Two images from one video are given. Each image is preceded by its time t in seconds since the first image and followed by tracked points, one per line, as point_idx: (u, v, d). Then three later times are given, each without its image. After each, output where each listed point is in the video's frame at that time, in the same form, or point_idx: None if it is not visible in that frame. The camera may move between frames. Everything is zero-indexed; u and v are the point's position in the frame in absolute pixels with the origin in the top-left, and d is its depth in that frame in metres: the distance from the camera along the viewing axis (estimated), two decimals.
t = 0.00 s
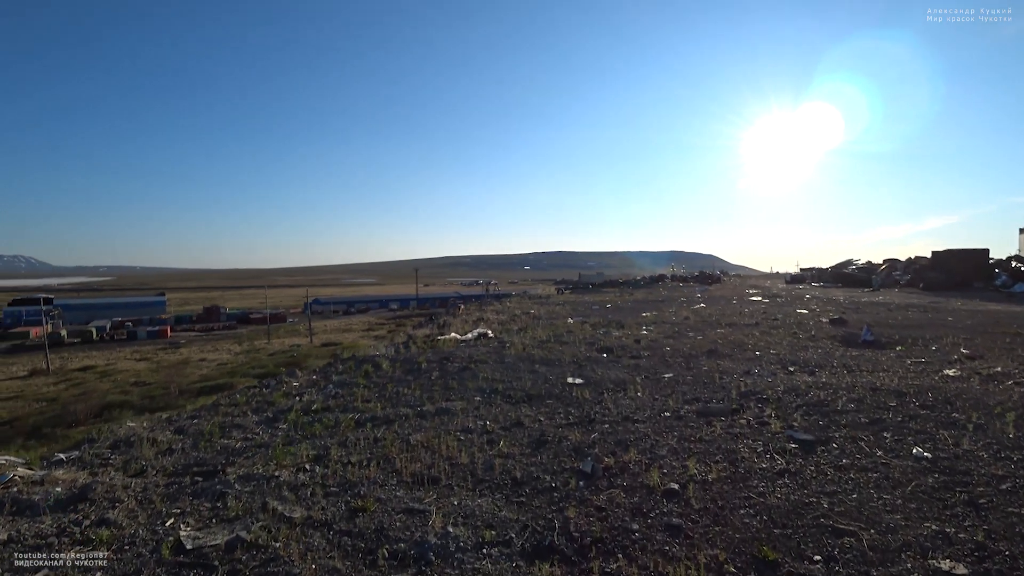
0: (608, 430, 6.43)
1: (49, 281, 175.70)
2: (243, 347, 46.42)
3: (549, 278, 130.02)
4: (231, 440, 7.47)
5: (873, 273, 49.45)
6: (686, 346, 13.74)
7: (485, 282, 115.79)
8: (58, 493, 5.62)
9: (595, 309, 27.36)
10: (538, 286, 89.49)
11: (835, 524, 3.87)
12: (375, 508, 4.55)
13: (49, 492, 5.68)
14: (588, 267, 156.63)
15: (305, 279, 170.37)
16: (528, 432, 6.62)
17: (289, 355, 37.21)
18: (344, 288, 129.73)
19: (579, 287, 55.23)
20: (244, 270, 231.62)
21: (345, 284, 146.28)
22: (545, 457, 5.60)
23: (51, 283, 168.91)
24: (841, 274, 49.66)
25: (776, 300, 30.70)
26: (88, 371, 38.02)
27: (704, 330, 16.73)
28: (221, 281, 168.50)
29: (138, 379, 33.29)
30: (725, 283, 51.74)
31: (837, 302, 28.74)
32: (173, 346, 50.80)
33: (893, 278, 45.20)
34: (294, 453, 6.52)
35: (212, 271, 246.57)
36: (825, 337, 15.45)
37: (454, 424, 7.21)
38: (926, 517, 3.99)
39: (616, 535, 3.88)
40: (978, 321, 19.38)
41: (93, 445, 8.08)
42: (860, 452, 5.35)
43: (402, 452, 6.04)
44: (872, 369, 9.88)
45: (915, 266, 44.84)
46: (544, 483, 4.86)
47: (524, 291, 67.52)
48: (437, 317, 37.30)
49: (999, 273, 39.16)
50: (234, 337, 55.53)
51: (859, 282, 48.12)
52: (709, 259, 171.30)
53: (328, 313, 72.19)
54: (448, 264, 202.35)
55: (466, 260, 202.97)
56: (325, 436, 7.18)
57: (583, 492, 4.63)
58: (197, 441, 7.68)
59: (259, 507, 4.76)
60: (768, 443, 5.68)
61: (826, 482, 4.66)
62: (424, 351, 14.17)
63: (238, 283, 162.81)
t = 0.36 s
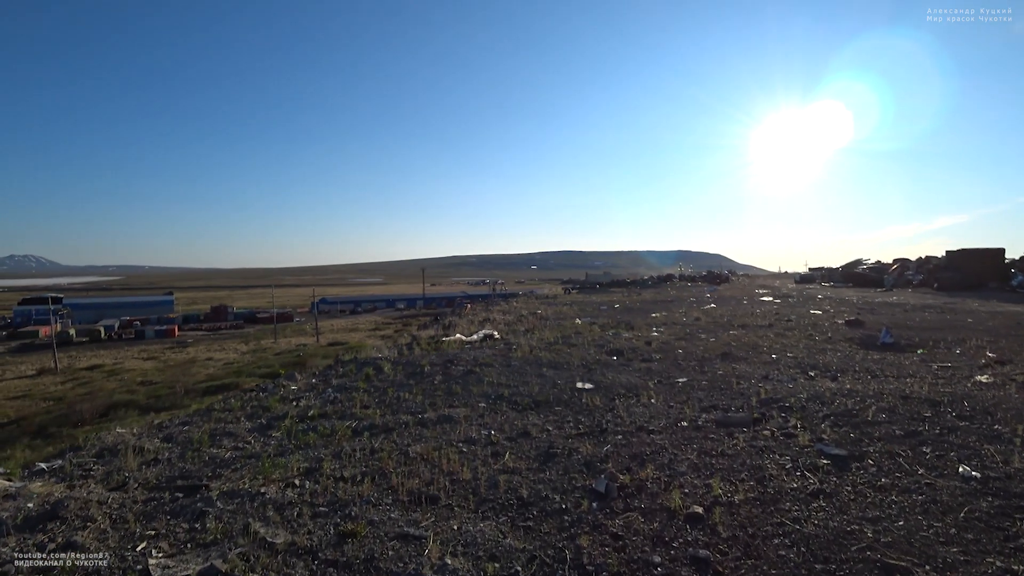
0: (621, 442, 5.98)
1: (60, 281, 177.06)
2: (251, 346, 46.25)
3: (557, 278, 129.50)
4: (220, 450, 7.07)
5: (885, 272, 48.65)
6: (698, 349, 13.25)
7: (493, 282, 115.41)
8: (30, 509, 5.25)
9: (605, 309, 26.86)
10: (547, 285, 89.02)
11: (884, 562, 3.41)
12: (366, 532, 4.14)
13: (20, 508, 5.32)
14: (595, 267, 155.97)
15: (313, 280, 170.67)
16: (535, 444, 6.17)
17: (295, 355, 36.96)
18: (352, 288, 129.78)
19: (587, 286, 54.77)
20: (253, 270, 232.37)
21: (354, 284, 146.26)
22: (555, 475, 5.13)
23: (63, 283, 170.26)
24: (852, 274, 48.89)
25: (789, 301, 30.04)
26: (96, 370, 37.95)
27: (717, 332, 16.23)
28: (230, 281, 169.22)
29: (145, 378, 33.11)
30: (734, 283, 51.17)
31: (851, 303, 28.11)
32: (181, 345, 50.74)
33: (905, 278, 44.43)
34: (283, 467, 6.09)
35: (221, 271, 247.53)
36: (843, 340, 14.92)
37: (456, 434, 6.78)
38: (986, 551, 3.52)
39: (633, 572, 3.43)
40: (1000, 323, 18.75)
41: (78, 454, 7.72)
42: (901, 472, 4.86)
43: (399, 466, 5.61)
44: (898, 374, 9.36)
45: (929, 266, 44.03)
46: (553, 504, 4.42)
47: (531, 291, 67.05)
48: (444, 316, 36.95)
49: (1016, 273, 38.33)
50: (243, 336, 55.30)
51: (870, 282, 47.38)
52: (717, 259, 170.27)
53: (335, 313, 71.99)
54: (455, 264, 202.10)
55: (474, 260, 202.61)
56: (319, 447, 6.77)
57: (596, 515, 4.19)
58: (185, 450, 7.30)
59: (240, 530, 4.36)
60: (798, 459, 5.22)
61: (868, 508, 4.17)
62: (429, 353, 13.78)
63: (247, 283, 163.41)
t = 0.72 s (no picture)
0: (634, 450, 5.41)
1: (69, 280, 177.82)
2: (256, 345, 45.88)
3: (563, 277, 128.91)
4: (197, 456, 6.54)
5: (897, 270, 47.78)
6: (710, 347, 12.66)
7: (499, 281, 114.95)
8: None
9: (612, 308, 26.28)
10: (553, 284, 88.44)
11: None
12: (341, 557, 3.60)
13: None
14: (601, 266, 155.21)
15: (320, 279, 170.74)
16: (537, 452, 5.60)
17: (299, 353, 36.55)
18: (358, 287, 129.59)
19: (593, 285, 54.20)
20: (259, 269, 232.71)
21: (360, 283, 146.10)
22: (560, 488, 4.58)
23: (71, 282, 170.84)
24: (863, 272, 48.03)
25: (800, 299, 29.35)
26: (100, 368, 37.67)
27: (728, 331, 15.62)
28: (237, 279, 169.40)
29: (148, 376, 32.76)
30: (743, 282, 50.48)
31: (864, 301, 27.40)
32: (186, 343, 50.46)
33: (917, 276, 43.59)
34: (259, 476, 5.54)
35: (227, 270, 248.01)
36: (861, 338, 14.27)
37: (452, 439, 6.23)
38: None
39: None
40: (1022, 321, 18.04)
41: (48, 459, 7.21)
42: (952, 485, 4.28)
43: (386, 476, 5.06)
44: (926, 375, 8.76)
45: (942, 263, 43.21)
46: (557, 524, 3.87)
47: (538, 289, 66.50)
48: (449, 315, 36.43)
49: None
50: (247, 335, 54.93)
51: (880, 280, 46.59)
52: (723, 258, 169.22)
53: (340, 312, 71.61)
54: (461, 263, 201.70)
55: (479, 259, 202.12)
56: (303, 453, 6.23)
57: (606, 537, 3.64)
58: (160, 456, 6.75)
59: (198, 553, 3.84)
60: (832, 470, 4.65)
61: (922, 531, 3.60)
62: (430, 351, 13.24)
63: (254, 282, 163.53)
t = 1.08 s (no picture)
0: (646, 471, 4.91)
1: (76, 278, 178.33)
2: (260, 344, 45.55)
3: (568, 276, 128.32)
4: (173, 473, 6.07)
5: (906, 270, 47.05)
6: (721, 351, 12.14)
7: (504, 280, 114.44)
8: None
9: (619, 307, 25.77)
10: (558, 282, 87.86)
11: None
12: None
13: None
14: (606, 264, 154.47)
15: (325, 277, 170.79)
16: (540, 473, 5.10)
17: (303, 352, 36.16)
18: (364, 285, 129.26)
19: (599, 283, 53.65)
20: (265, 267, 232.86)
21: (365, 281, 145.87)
22: (567, 519, 4.08)
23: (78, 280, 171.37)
24: (872, 271, 47.32)
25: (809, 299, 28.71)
26: (104, 367, 37.41)
27: (738, 333, 15.08)
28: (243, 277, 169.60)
29: (151, 376, 32.44)
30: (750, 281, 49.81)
31: (876, 301, 26.74)
32: (190, 342, 50.21)
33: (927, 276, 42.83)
34: (235, 498, 5.06)
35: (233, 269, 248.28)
36: (878, 342, 13.70)
37: (448, 457, 5.74)
38: None
39: None
40: None
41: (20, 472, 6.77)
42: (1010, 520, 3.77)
43: (372, 502, 4.58)
44: (955, 383, 8.21)
45: (953, 263, 42.44)
46: (561, 569, 3.39)
47: (543, 288, 65.95)
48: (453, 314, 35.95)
49: None
50: (251, 334, 54.63)
51: (890, 279, 45.86)
52: (729, 257, 168.24)
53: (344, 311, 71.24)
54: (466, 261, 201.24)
55: (484, 258, 201.62)
56: (285, 471, 5.75)
57: None
58: (135, 472, 6.28)
59: None
60: (870, 499, 4.14)
61: None
62: (431, 354, 12.76)
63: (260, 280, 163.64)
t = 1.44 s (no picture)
0: (663, 492, 4.41)
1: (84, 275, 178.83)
2: (264, 341, 45.21)
3: (574, 274, 127.68)
4: (147, 486, 5.62)
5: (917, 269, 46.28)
6: (734, 353, 11.60)
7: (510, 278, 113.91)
8: None
9: (625, 306, 25.26)
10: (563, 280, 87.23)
11: None
12: None
13: None
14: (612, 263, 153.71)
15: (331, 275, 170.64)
16: (545, 492, 4.60)
17: (308, 350, 35.77)
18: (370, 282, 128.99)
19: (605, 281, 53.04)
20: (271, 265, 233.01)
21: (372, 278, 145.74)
22: (575, 551, 3.58)
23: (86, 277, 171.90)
24: (882, 270, 46.55)
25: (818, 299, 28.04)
26: (108, 364, 37.18)
27: (750, 333, 14.52)
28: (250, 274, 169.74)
29: (154, 373, 32.11)
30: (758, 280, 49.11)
31: (888, 301, 26.07)
32: (194, 339, 49.95)
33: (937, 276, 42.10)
34: (207, 518, 4.58)
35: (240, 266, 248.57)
36: (897, 344, 13.11)
37: (444, 471, 5.25)
38: None
39: None
40: None
41: None
42: None
43: (358, 526, 4.11)
44: (989, 392, 7.65)
45: (966, 263, 41.64)
46: None
47: (549, 286, 65.34)
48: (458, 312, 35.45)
49: None
50: (256, 331, 54.35)
51: (900, 279, 45.10)
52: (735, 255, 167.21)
53: (348, 308, 70.87)
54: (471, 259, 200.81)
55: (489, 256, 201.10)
56: (267, 485, 5.27)
57: None
58: (108, 485, 5.82)
59: None
60: (921, 531, 3.64)
61: None
62: (431, 355, 12.27)
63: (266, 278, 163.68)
